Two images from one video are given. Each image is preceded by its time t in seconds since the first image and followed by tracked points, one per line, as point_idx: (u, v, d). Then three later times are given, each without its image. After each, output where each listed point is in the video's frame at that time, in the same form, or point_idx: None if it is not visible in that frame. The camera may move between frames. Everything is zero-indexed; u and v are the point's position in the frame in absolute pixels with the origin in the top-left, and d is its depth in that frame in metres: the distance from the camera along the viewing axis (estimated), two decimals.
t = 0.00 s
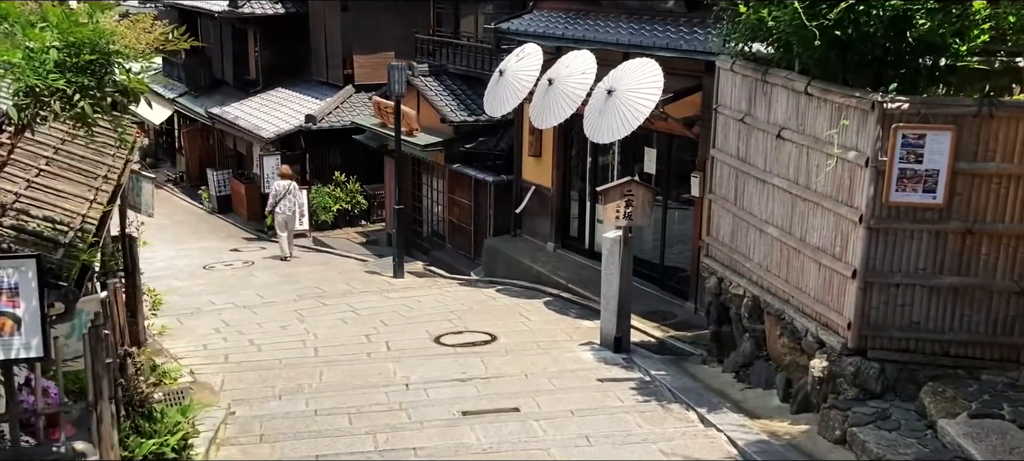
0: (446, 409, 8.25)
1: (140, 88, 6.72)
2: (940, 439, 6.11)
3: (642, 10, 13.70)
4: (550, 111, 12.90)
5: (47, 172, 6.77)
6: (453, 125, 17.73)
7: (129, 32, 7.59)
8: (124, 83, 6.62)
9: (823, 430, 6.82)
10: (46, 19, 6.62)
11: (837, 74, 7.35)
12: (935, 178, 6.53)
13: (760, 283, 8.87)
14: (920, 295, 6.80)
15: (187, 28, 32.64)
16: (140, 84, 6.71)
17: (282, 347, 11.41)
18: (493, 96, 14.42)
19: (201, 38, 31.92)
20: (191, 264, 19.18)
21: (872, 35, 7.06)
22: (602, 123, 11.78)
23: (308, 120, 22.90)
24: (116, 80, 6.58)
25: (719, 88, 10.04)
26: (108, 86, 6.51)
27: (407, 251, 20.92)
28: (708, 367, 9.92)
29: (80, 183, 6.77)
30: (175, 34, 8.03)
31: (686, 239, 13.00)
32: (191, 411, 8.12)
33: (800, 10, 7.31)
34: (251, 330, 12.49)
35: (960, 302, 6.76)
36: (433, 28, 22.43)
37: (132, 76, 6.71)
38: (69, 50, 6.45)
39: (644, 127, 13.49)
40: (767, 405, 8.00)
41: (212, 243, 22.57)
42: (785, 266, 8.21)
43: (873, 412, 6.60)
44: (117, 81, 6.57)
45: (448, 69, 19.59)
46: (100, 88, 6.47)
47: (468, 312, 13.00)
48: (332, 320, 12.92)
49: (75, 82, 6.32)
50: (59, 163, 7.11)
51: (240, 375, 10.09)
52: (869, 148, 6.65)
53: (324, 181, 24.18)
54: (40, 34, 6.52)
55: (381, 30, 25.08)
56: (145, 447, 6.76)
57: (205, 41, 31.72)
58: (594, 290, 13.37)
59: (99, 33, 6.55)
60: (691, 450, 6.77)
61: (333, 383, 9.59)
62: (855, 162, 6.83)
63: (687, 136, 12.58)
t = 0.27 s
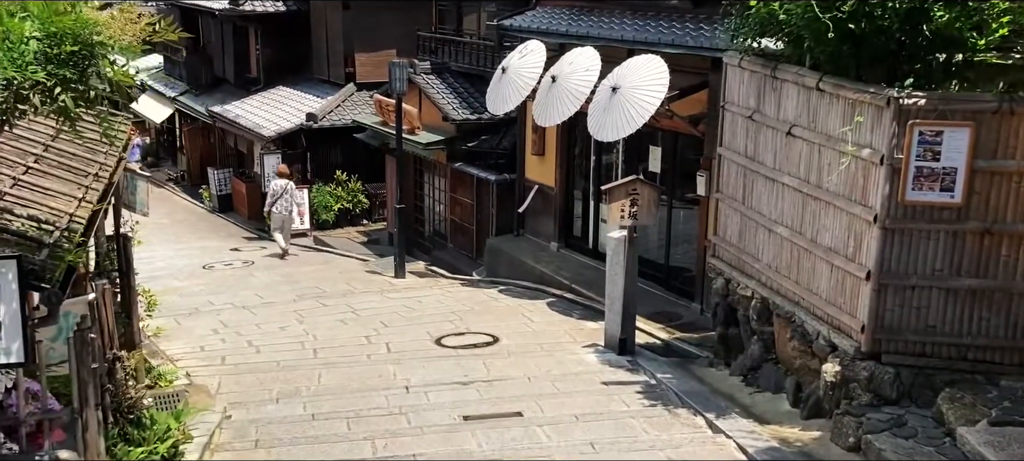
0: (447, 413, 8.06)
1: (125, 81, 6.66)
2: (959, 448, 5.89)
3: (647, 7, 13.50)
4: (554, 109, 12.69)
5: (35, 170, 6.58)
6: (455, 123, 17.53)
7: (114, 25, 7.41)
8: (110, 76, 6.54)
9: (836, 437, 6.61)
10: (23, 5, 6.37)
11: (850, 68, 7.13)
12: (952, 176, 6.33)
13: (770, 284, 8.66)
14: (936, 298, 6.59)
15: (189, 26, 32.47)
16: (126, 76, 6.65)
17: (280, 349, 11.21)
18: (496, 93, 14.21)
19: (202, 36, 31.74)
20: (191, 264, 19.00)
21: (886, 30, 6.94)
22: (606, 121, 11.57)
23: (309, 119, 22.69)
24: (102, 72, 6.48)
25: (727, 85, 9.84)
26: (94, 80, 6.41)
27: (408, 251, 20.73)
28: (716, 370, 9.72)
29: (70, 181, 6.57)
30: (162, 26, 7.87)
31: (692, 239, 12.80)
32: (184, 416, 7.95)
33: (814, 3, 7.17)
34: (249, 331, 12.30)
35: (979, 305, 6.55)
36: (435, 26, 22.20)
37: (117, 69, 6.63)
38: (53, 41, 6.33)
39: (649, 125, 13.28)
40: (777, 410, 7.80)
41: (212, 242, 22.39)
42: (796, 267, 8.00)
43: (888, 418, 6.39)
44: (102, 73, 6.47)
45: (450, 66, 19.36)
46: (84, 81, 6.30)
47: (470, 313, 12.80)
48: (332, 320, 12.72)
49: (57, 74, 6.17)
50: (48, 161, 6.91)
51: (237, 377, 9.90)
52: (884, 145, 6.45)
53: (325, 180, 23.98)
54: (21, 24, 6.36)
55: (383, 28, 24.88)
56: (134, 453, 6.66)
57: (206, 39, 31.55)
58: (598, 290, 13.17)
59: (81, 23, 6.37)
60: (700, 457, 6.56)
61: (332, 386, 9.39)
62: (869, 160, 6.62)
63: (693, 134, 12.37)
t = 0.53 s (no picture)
0: (450, 419, 7.84)
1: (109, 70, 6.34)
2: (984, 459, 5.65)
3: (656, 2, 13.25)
4: (560, 107, 12.45)
5: (24, 168, 6.35)
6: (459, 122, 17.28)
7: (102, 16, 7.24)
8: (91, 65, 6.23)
9: (854, 445, 6.37)
10: None
11: (868, 64, 6.93)
12: (976, 175, 6.10)
13: (782, 287, 8.41)
14: (958, 301, 6.35)
15: (192, 24, 32.28)
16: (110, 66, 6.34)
17: (280, 351, 10.98)
18: (500, 90, 13.97)
19: (205, 34, 31.55)
20: (192, 263, 18.80)
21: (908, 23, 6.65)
22: (613, 119, 11.33)
23: (312, 117, 22.48)
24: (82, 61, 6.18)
25: (738, 82, 9.60)
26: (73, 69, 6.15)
27: (411, 251, 20.52)
28: (726, 374, 9.48)
29: (59, 179, 6.34)
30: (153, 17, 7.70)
31: (700, 239, 12.55)
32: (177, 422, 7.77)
33: None
34: (249, 332, 12.08)
35: (1003, 309, 6.31)
36: (439, 24, 21.98)
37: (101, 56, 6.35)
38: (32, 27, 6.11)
39: (657, 123, 13.04)
40: (791, 416, 7.56)
41: (214, 241, 22.20)
42: (811, 269, 7.76)
43: (908, 426, 6.15)
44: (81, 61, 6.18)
45: (454, 64, 19.11)
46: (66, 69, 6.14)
47: (474, 314, 12.57)
48: (334, 322, 12.50)
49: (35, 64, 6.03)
50: (38, 157, 6.68)
51: (236, 380, 9.68)
52: (904, 143, 6.20)
53: (328, 179, 23.76)
54: None
55: (387, 25, 24.64)
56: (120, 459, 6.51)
57: (209, 36, 31.36)
58: (604, 291, 12.93)
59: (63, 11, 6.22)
60: None
61: (332, 390, 9.17)
62: (889, 158, 6.38)
63: (702, 133, 12.13)
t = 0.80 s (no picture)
0: (456, 423, 7.64)
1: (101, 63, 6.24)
2: None
3: None
4: (568, 104, 12.24)
5: (17, 165, 6.18)
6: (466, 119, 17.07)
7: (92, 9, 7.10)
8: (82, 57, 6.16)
9: (876, 454, 6.15)
10: None
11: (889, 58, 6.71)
12: (1003, 174, 5.89)
13: (797, 288, 8.19)
14: (984, 304, 6.14)
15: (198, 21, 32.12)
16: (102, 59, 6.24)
17: (283, 352, 10.79)
18: (507, 87, 13.77)
19: (211, 31, 31.41)
20: (196, 262, 18.64)
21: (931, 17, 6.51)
22: (622, 116, 11.11)
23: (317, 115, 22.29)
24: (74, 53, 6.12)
25: (751, 78, 9.37)
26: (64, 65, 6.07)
27: (417, 250, 20.33)
28: (738, 378, 9.27)
29: (54, 176, 6.16)
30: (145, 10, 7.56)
31: (711, 239, 12.33)
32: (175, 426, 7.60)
33: None
34: (252, 332, 11.89)
35: None
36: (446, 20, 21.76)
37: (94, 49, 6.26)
38: (19, 18, 6.04)
39: (667, 121, 12.81)
40: (808, 422, 7.34)
41: (219, 240, 22.03)
42: (828, 270, 7.54)
43: (932, 434, 5.94)
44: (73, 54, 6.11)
45: (460, 61, 18.90)
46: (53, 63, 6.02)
47: (480, 314, 12.36)
48: (338, 322, 12.31)
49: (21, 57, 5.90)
50: (32, 154, 6.49)
51: (237, 382, 9.49)
52: (928, 140, 5.98)
53: (333, 178, 23.58)
54: None
55: (393, 22, 24.45)
56: None
57: (215, 34, 31.21)
58: (613, 292, 12.72)
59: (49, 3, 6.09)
60: None
61: (335, 392, 8.98)
62: (912, 156, 6.16)
63: (713, 131, 11.91)
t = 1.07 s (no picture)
0: (460, 424, 7.40)
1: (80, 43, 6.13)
2: None
3: None
4: (576, 97, 11.98)
5: (5, 155, 5.93)
6: (472, 114, 16.79)
7: None
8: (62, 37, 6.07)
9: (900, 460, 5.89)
10: None
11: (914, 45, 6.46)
12: None
13: (815, 286, 7.91)
14: (1014, 303, 5.87)
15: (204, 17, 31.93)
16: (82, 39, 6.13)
17: (285, 350, 10.55)
18: (515, 80, 13.51)
19: (217, 27, 31.21)
20: (199, 259, 18.42)
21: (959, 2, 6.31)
22: (632, 110, 10.84)
23: (323, 110, 22.05)
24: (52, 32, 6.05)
25: (765, 69, 9.08)
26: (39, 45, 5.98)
27: (423, 247, 20.09)
28: (752, 378, 9.00)
29: (43, 167, 5.92)
30: None
31: (722, 236, 12.06)
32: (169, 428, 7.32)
33: None
34: (253, 330, 11.65)
35: None
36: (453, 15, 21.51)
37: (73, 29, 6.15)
38: None
39: (678, 114, 12.53)
40: (826, 425, 7.07)
41: (223, 236, 21.82)
42: (847, 267, 7.26)
43: (961, 440, 5.71)
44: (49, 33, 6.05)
45: (467, 55, 18.62)
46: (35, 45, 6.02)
47: (486, 312, 12.10)
48: (341, 320, 12.06)
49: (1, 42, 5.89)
50: (20, 144, 6.26)
51: (237, 381, 9.25)
52: (956, 130, 5.71)
53: (338, 174, 23.35)
54: None
55: (400, 17, 24.21)
56: None
57: (221, 30, 31.00)
58: (622, 290, 12.44)
59: None
60: None
61: (337, 392, 8.73)
62: (938, 148, 5.88)
63: (726, 124, 11.64)
